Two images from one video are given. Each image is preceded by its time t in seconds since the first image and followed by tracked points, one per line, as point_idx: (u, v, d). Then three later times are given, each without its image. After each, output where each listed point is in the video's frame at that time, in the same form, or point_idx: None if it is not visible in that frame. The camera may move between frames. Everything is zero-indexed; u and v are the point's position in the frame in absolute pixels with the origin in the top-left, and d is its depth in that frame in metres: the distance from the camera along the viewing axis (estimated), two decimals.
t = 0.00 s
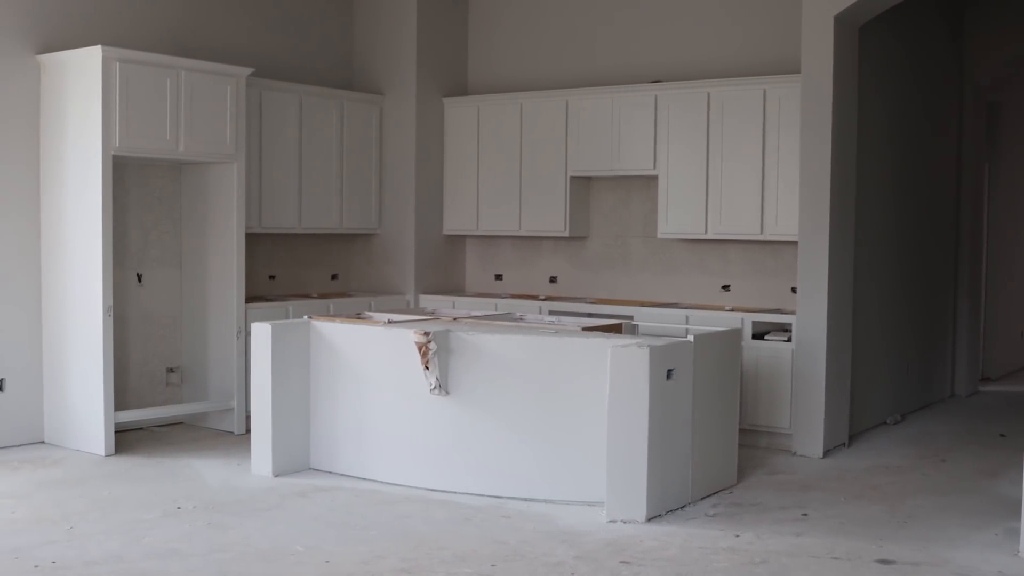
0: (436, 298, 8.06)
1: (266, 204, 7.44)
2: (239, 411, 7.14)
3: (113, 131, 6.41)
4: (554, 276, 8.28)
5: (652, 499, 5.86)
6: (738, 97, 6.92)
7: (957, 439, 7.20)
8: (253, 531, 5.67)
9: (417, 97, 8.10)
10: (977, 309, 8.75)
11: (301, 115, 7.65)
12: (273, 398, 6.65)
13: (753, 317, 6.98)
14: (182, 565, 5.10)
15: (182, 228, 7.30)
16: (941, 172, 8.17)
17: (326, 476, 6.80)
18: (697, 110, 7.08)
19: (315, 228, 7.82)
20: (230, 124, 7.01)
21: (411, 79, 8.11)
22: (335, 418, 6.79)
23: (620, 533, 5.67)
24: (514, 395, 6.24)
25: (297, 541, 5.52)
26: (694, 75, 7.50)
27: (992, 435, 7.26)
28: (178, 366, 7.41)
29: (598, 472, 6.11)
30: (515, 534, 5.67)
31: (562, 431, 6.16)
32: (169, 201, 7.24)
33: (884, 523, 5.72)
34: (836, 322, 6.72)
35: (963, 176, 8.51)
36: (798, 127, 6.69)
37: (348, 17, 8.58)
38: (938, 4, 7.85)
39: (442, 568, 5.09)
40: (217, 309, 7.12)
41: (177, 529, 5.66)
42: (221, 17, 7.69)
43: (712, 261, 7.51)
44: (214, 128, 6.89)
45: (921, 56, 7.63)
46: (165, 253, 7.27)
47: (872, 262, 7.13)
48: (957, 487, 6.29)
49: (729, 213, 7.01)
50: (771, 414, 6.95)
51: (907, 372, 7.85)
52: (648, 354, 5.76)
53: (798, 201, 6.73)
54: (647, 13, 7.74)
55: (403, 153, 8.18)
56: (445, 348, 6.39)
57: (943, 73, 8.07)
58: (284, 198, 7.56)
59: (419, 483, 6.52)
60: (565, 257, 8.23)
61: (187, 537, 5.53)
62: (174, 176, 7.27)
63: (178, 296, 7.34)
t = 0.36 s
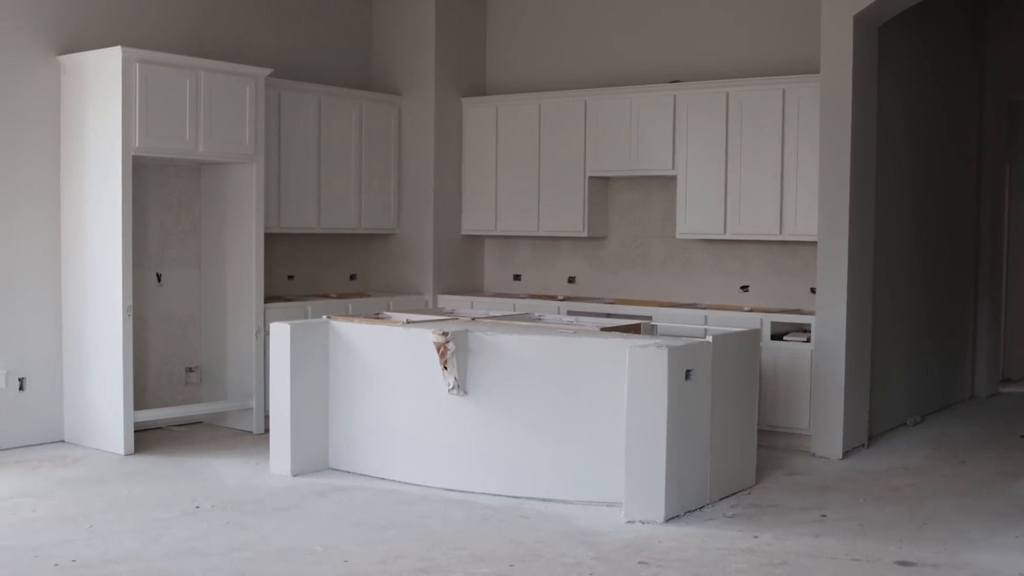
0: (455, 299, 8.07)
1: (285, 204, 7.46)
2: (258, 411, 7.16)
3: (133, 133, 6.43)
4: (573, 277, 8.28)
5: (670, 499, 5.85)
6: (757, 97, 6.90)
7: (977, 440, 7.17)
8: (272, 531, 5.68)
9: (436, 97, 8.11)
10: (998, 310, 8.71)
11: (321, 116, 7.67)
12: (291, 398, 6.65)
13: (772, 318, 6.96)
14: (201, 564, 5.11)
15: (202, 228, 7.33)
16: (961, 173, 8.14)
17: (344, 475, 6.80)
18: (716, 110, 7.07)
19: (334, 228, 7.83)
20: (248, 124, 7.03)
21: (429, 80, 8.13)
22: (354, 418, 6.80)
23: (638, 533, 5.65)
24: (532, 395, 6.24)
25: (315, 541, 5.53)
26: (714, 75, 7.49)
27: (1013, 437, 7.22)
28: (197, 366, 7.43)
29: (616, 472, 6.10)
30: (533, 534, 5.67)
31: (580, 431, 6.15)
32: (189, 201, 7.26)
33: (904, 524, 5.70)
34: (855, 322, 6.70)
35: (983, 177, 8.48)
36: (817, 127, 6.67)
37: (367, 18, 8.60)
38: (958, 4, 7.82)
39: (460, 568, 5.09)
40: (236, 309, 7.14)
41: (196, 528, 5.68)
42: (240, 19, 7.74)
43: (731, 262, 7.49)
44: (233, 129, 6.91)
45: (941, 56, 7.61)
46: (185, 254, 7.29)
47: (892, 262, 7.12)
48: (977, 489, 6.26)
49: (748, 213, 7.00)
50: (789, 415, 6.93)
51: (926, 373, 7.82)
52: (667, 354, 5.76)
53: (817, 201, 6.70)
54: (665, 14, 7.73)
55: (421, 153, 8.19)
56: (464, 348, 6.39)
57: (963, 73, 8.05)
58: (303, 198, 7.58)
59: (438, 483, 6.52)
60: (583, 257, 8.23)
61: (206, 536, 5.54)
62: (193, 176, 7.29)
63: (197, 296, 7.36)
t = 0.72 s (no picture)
0: (476, 299, 8.08)
1: (307, 204, 7.48)
2: (279, 410, 7.17)
3: (155, 133, 6.46)
4: (593, 277, 8.27)
5: (691, 500, 5.84)
6: (779, 97, 6.89)
7: (1000, 442, 7.13)
8: (294, 530, 5.69)
9: (457, 98, 8.12)
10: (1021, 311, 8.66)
11: (342, 116, 7.68)
12: (312, 398, 6.67)
13: (793, 319, 6.94)
14: (222, 563, 5.12)
15: (223, 228, 7.35)
16: (984, 173, 8.10)
17: (365, 475, 6.81)
18: (737, 110, 7.05)
19: (354, 229, 7.85)
20: (270, 124, 7.05)
21: (449, 80, 8.14)
22: (374, 418, 6.81)
23: (659, 534, 5.64)
24: (553, 396, 6.24)
25: (336, 540, 5.54)
26: (736, 75, 7.47)
27: None
28: (218, 365, 7.46)
29: (637, 473, 6.09)
30: (554, 534, 5.66)
31: (601, 431, 6.14)
32: (210, 201, 7.28)
33: (926, 526, 5.67)
34: (877, 323, 6.67)
35: (1006, 177, 8.44)
36: (839, 127, 6.65)
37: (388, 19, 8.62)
38: (980, 4, 7.80)
39: (480, 568, 5.10)
40: (257, 309, 7.16)
41: (217, 527, 5.69)
42: (262, 20, 7.77)
43: (752, 262, 7.47)
44: (254, 129, 6.93)
45: (963, 56, 7.58)
46: (206, 254, 7.31)
47: (914, 263, 7.09)
48: (1000, 491, 6.22)
49: (769, 213, 6.98)
50: (811, 416, 6.91)
51: (948, 374, 7.79)
52: (688, 354, 5.74)
53: (839, 201, 6.68)
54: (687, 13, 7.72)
55: (442, 154, 8.20)
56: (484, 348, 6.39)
57: (986, 73, 8.01)
58: (325, 198, 7.60)
59: (458, 483, 6.52)
60: (604, 258, 8.22)
61: (227, 536, 5.56)
62: (215, 176, 7.32)
63: (218, 296, 7.38)
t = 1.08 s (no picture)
0: (497, 299, 8.09)
1: (329, 205, 7.50)
2: (300, 410, 7.19)
3: (177, 134, 6.48)
4: (614, 278, 8.27)
5: (712, 501, 5.83)
6: (801, 96, 6.87)
7: None
8: (315, 529, 5.70)
9: (478, 98, 8.13)
10: None
11: (364, 117, 7.70)
12: (333, 398, 6.68)
13: (815, 319, 6.92)
14: (244, 562, 5.14)
15: (245, 228, 7.38)
16: (1007, 174, 8.07)
17: (386, 475, 6.81)
18: (759, 110, 7.04)
19: (376, 229, 7.87)
20: (292, 125, 7.07)
21: (471, 81, 8.15)
22: (395, 418, 6.81)
23: (680, 535, 5.63)
24: (575, 396, 6.23)
25: (357, 540, 5.55)
26: (759, 75, 7.45)
27: None
28: (240, 365, 7.48)
29: (657, 474, 6.08)
30: (575, 535, 5.66)
31: (623, 432, 6.13)
32: (233, 201, 7.31)
33: (948, 528, 5.65)
34: (899, 324, 6.64)
35: None
36: (861, 127, 6.63)
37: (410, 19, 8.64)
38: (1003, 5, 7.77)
39: (501, 568, 5.10)
40: (279, 309, 7.18)
41: (239, 526, 5.71)
42: (285, 22, 7.81)
43: (774, 263, 7.45)
44: (276, 130, 6.95)
45: (986, 57, 7.55)
46: (228, 254, 7.34)
47: (937, 263, 7.06)
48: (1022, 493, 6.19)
49: (792, 213, 6.96)
50: (833, 417, 6.89)
51: (971, 375, 7.76)
52: (710, 355, 5.73)
53: (861, 201, 6.66)
54: (709, 13, 7.71)
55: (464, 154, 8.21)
56: (506, 348, 6.39)
57: (1008, 74, 7.99)
58: (347, 199, 7.62)
59: (479, 483, 6.52)
60: (625, 258, 8.21)
61: (249, 535, 5.57)
62: (237, 177, 7.34)
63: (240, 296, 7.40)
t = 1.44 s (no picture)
0: (519, 299, 8.11)
1: (352, 205, 7.52)
2: (323, 409, 7.20)
3: (200, 134, 6.51)
4: (636, 278, 8.26)
5: (735, 502, 5.81)
6: (824, 96, 6.85)
7: None
8: (337, 529, 5.71)
9: (499, 99, 8.14)
10: None
11: (386, 117, 7.72)
12: (356, 397, 6.69)
13: (838, 320, 6.90)
14: (266, 561, 5.15)
15: (268, 228, 7.40)
16: None
17: (408, 475, 6.82)
18: (782, 110, 7.02)
19: (398, 229, 7.88)
20: (315, 125, 7.09)
21: (493, 81, 8.16)
22: (418, 418, 6.82)
23: (702, 535, 5.62)
24: (597, 397, 6.22)
25: (378, 539, 5.56)
26: (783, 75, 7.43)
27: None
28: (262, 365, 7.51)
29: (679, 475, 6.07)
30: (596, 536, 5.65)
31: (645, 432, 6.12)
32: (256, 201, 7.34)
33: (973, 530, 5.62)
34: (923, 325, 6.62)
35: None
36: (885, 127, 6.61)
37: (432, 20, 8.67)
38: None
39: (522, 568, 5.10)
40: (301, 309, 7.20)
41: (261, 525, 5.73)
42: (309, 23, 7.85)
43: (797, 263, 7.43)
44: (299, 130, 6.97)
45: (1009, 57, 7.53)
46: (251, 254, 7.37)
47: (961, 264, 7.04)
48: None
49: (815, 214, 6.94)
50: (856, 418, 6.87)
51: (994, 376, 7.73)
52: (734, 355, 5.71)
53: (885, 202, 6.64)
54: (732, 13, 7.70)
55: (486, 154, 8.22)
56: (528, 348, 6.39)
57: None
58: (369, 199, 7.64)
59: (501, 483, 6.52)
60: (647, 258, 8.21)
61: (271, 534, 5.59)
62: (260, 177, 7.37)
63: (263, 296, 7.43)
